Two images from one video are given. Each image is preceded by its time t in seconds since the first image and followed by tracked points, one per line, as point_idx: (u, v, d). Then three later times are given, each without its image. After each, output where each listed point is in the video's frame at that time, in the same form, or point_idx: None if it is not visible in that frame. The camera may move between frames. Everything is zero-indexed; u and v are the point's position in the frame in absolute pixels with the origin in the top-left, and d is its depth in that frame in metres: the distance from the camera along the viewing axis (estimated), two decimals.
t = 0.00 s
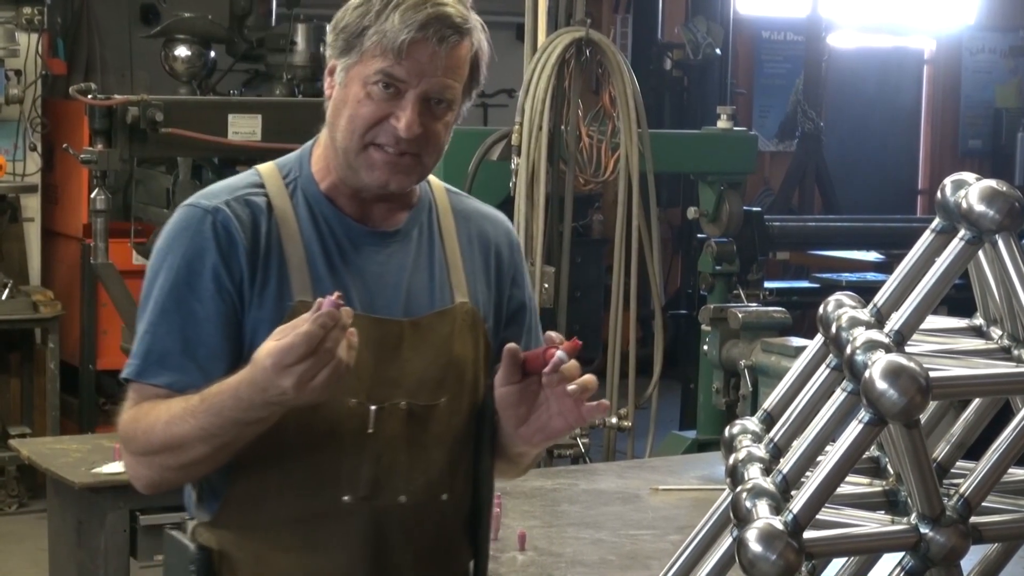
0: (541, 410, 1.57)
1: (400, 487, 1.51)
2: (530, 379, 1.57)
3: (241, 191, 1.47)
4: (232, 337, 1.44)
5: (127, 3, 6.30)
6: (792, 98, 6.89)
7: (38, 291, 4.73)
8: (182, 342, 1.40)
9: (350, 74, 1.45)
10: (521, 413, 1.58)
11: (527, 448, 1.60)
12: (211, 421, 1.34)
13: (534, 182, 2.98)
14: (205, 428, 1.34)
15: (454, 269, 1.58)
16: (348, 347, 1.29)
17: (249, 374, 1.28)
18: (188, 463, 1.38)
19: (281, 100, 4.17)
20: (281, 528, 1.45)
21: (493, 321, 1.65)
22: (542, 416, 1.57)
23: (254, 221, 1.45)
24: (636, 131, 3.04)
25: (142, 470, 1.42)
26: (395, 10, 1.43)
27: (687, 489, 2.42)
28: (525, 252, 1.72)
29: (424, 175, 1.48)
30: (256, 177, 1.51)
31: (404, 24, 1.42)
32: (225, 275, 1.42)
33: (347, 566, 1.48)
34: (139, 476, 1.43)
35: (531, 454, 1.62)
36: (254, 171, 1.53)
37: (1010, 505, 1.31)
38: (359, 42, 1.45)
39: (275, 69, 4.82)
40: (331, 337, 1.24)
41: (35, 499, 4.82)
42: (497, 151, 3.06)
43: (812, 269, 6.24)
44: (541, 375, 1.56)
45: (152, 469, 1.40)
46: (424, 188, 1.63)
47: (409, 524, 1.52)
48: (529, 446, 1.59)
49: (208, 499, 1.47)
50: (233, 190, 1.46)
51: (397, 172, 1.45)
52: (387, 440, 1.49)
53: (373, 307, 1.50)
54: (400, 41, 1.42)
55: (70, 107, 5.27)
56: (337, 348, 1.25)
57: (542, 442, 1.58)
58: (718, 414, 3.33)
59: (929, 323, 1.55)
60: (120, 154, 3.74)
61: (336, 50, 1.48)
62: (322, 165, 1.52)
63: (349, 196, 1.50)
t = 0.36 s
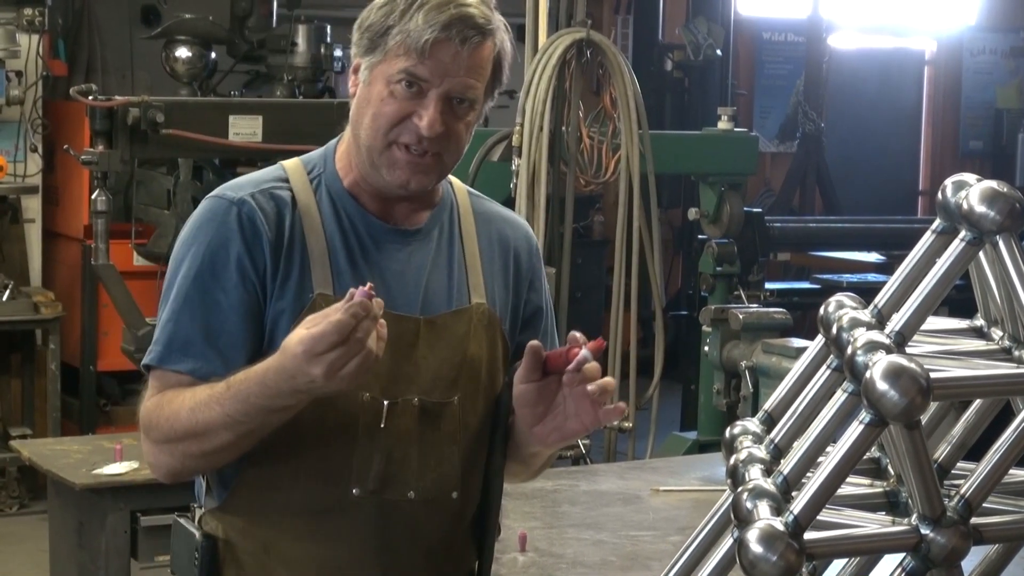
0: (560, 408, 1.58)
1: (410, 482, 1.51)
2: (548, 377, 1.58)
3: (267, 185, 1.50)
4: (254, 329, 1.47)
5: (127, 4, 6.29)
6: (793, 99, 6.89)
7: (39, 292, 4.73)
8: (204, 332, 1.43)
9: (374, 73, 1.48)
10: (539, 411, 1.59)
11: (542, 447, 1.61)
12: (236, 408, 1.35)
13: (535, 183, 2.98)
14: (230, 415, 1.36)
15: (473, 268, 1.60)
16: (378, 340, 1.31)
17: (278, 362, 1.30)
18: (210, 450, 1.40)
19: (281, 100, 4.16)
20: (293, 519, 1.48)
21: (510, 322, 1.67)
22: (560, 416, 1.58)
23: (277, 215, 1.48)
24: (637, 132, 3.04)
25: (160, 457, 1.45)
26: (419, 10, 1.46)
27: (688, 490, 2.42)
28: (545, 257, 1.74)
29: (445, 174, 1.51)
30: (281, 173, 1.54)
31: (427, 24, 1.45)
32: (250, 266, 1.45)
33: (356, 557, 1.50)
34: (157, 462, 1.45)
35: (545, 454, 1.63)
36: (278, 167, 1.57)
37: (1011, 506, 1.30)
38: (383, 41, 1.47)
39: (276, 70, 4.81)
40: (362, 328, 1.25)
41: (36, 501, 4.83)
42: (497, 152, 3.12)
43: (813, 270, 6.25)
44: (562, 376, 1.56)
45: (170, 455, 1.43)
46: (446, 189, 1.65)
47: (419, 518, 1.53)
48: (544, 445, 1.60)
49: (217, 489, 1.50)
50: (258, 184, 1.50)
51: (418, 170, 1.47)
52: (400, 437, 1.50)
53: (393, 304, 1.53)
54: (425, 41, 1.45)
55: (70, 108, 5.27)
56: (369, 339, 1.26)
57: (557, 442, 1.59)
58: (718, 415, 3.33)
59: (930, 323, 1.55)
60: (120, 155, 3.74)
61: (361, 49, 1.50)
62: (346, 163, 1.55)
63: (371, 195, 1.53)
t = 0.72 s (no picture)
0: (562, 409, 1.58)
1: (414, 481, 1.52)
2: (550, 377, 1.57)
3: (274, 183, 1.50)
4: (258, 328, 1.47)
5: (126, 4, 6.28)
6: (792, 100, 6.90)
7: (38, 292, 4.73)
8: (209, 328, 1.43)
9: (381, 70, 1.48)
10: (541, 412, 1.59)
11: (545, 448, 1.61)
12: (237, 404, 1.35)
13: (534, 183, 2.98)
14: (231, 410, 1.36)
15: (479, 269, 1.60)
16: (376, 336, 1.31)
17: (278, 357, 1.30)
18: (211, 445, 1.40)
19: (280, 101, 4.15)
20: (294, 517, 1.48)
21: (515, 324, 1.68)
22: (562, 416, 1.59)
23: (284, 213, 1.48)
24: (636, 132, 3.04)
25: (162, 453, 1.44)
26: (426, 6, 1.46)
27: (688, 490, 2.42)
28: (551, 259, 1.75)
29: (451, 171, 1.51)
30: (288, 170, 1.54)
31: (435, 18, 1.46)
32: (255, 263, 1.45)
33: (358, 556, 1.50)
34: (158, 458, 1.45)
35: (549, 454, 1.63)
36: (285, 165, 1.57)
37: (1011, 506, 1.30)
38: (391, 37, 1.48)
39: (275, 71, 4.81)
40: (361, 324, 1.25)
41: (36, 501, 4.82)
42: (497, 153, 3.13)
43: (813, 271, 6.24)
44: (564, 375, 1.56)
45: (172, 451, 1.43)
46: (453, 188, 1.65)
47: (421, 517, 1.53)
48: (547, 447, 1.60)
49: (221, 485, 1.50)
50: (266, 182, 1.50)
51: (425, 165, 1.47)
52: (404, 435, 1.50)
53: (398, 302, 1.53)
54: (433, 36, 1.45)
55: (70, 108, 5.26)
56: (368, 335, 1.27)
57: (559, 444, 1.59)
58: (718, 416, 3.33)
59: (929, 324, 1.55)
60: (120, 155, 3.73)
61: (368, 47, 1.51)
62: (353, 163, 1.55)
63: (378, 194, 1.53)
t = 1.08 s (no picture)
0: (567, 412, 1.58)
1: (418, 479, 1.52)
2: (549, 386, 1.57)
3: (276, 182, 1.50)
4: (261, 326, 1.47)
5: (126, 5, 6.28)
6: (792, 100, 6.91)
7: (39, 293, 4.74)
8: (212, 326, 1.43)
9: (383, 70, 1.48)
10: (546, 418, 1.59)
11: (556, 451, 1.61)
12: (248, 398, 1.35)
13: (535, 184, 2.98)
14: (241, 404, 1.35)
15: (480, 269, 1.61)
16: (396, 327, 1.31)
17: (294, 348, 1.29)
18: (219, 442, 1.39)
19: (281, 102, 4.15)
20: (298, 516, 1.47)
21: (515, 323, 1.67)
22: (568, 419, 1.58)
23: (287, 211, 1.48)
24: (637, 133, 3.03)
25: (166, 451, 1.43)
26: (429, 6, 1.47)
27: (688, 491, 2.42)
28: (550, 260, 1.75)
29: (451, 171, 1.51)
30: (288, 170, 1.54)
31: (438, 17, 1.46)
32: (259, 260, 1.45)
33: (364, 555, 1.49)
34: (162, 459, 1.44)
35: (558, 457, 1.64)
36: (286, 166, 1.56)
37: (1011, 507, 1.30)
38: (393, 37, 1.48)
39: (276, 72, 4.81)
40: (381, 313, 1.26)
41: (36, 501, 4.82)
42: (497, 153, 3.14)
43: (813, 271, 6.25)
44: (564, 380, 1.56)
45: (178, 450, 1.42)
46: (452, 189, 1.65)
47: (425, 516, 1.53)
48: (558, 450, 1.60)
49: (223, 486, 1.50)
50: (268, 181, 1.50)
51: (426, 164, 1.47)
52: (409, 434, 1.51)
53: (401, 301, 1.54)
54: (436, 35, 1.46)
55: (71, 109, 5.27)
56: (387, 323, 1.27)
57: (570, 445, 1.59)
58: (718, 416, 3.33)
59: (930, 324, 1.55)
60: (120, 156, 3.74)
61: (370, 48, 1.51)
62: (354, 162, 1.55)
63: (378, 194, 1.53)
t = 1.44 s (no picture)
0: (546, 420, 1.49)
1: (419, 477, 1.52)
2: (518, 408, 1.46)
3: (276, 181, 1.50)
4: (262, 324, 1.46)
5: (128, 5, 6.28)
6: (794, 100, 6.91)
7: (40, 293, 4.74)
8: (214, 323, 1.42)
9: (387, 79, 1.45)
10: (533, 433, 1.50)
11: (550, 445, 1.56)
12: (278, 415, 1.35)
13: (536, 183, 2.98)
14: (270, 421, 1.35)
15: (479, 268, 1.61)
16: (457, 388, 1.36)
17: (350, 377, 1.31)
18: (235, 453, 1.39)
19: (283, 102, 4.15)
20: (300, 513, 1.48)
21: (514, 322, 1.67)
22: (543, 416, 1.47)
23: (287, 208, 1.48)
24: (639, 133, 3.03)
25: (169, 451, 1.42)
26: (438, 18, 1.43)
27: (690, 491, 2.42)
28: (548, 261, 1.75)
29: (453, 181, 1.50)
30: (287, 170, 1.54)
31: (447, 32, 1.43)
32: (261, 258, 1.45)
33: (365, 554, 1.49)
34: (164, 458, 1.43)
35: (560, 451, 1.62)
36: (285, 166, 1.56)
37: (1013, 507, 1.30)
38: (398, 47, 1.45)
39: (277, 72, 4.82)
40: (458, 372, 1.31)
41: (38, 501, 4.83)
42: (499, 154, 3.14)
43: (815, 271, 6.26)
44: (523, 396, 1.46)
45: (183, 451, 1.40)
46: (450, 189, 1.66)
47: (427, 515, 1.53)
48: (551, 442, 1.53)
49: (224, 488, 1.51)
50: (268, 180, 1.50)
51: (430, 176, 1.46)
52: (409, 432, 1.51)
53: (402, 300, 1.54)
54: (444, 49, 1.43)
55: (72, 109, 5.27)
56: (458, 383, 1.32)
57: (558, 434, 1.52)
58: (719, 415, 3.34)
59: (932, 325, 1.54)
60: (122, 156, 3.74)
61: (373, 53, 1.47)
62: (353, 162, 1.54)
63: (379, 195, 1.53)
